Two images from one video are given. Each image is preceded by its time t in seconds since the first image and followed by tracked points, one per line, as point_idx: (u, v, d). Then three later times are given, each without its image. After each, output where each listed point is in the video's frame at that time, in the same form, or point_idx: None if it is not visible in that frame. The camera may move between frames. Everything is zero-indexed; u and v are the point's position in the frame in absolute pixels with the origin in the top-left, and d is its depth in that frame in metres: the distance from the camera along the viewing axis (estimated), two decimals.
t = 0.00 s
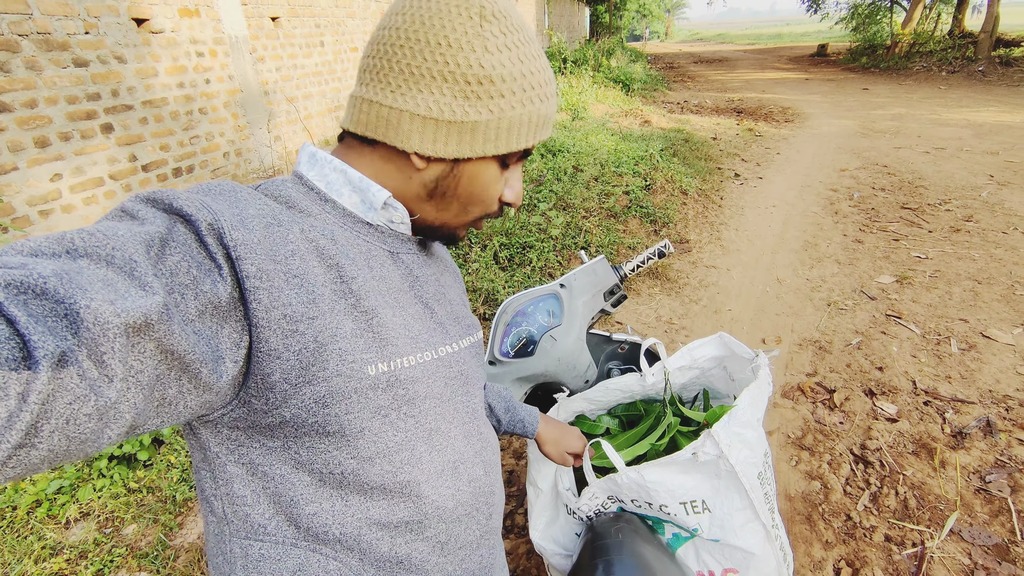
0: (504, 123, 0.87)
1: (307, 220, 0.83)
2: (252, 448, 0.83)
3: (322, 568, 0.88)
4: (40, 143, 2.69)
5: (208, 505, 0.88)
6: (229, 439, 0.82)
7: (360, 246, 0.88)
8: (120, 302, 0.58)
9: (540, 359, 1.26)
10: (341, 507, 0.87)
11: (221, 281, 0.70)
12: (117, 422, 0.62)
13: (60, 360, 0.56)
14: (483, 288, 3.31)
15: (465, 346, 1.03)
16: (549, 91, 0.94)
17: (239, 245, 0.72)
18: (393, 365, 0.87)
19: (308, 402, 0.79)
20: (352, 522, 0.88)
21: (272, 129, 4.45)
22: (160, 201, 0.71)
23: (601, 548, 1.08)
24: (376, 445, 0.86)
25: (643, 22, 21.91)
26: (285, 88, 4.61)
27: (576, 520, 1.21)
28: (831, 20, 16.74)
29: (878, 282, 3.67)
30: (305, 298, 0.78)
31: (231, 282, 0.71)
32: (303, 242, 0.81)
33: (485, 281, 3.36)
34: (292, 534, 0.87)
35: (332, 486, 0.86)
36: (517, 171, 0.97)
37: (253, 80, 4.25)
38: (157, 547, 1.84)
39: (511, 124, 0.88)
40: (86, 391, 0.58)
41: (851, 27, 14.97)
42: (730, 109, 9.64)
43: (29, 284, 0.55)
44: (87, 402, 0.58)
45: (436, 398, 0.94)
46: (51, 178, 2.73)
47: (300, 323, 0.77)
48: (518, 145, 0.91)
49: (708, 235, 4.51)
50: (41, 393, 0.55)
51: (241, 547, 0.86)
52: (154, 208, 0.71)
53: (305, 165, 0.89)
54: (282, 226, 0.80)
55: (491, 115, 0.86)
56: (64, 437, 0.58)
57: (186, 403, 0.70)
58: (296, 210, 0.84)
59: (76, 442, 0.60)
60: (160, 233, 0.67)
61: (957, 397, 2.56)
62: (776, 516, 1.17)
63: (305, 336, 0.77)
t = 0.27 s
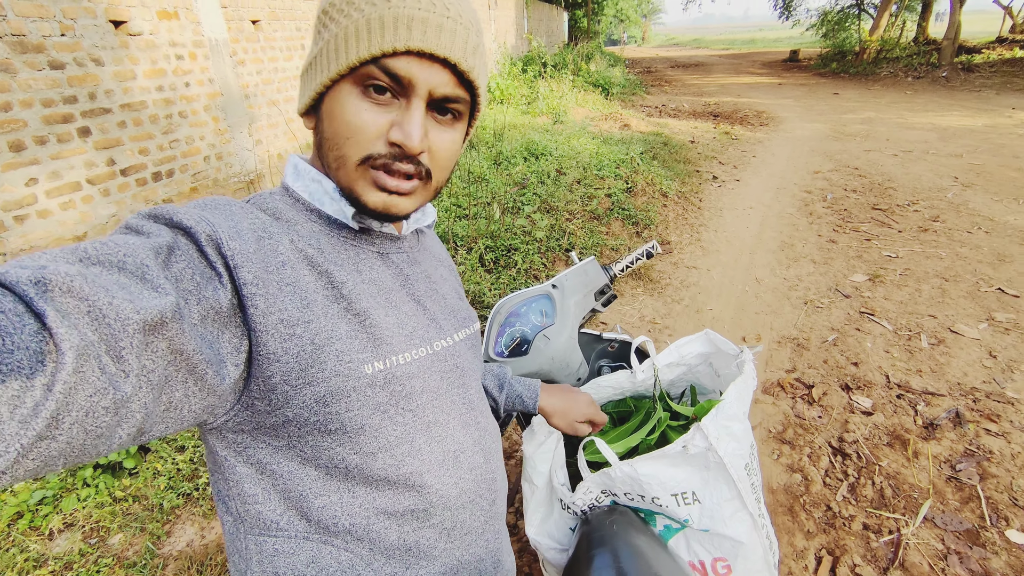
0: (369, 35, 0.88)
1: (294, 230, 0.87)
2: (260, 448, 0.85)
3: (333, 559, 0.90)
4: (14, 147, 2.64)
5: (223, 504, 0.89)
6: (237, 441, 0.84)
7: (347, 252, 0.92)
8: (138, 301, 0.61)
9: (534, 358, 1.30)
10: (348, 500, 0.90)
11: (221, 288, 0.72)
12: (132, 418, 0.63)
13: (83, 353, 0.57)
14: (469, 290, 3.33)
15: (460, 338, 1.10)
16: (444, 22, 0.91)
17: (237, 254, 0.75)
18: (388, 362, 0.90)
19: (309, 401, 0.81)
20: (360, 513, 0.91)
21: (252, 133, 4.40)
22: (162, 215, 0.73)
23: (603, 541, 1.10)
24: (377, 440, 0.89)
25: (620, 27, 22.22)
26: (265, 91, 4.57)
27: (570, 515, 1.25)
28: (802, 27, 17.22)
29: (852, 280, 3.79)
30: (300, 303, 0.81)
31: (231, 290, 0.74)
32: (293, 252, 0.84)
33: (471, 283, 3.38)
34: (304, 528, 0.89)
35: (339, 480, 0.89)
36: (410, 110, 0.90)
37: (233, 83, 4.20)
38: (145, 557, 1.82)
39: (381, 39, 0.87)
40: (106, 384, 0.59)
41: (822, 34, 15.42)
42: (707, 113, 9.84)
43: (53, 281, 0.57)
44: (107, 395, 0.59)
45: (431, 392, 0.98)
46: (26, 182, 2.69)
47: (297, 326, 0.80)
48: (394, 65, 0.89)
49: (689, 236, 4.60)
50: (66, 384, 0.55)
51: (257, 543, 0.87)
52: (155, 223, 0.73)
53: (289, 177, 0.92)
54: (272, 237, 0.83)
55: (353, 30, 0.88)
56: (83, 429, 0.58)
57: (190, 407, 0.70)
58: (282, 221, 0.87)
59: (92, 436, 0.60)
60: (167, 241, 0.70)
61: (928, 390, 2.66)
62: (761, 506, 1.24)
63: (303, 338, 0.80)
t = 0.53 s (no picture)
0: (342, 48, 0.88)
1: (299, 234, 0.89)
2: (274, 441, 0.87)
3: (348, 545, 0.94)
4: None
5: (240, 496, 0.92)
6: (252, 436, 0.86)
7: (350, 254, 0.95)
8: (173, 298, 0.68)
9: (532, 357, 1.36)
10: (360, 488, 0.93)
11: (240, 288, 0.78)
12: (164, 408, 0.69)
13: (127, 345, 0.64)
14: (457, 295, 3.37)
15: (459, 335, 1.12)
16: (414, 26, 0.90)
17: (253, 256, 0.79)
18: (394, 358, 0.94)
19: (322, 395, 0.84)
20: (373, 501, 0.94)
21: (237, 139, 4.37)
22: (182, 221, 0.80)
23: (600, 536, 1.16)
24: (386, 431, 0.93)
25: (601, 38, 22.57)
26: (250, 97, 4.55)
27: (567, 510, 1.31)
28: (776, 40, 17.73)
29: (828, 284, 3.92)
30: (309, 302, 0.84)
31: (249, 289, 0.79)
32: (300, 255, 0.87)
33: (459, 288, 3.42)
34: (319, 516, 0.92)
35: (351, 470, 0.92)
36: (389, 115, 0.91)
37: (218, 89, 4.17)
38: (136, 564, 1.85)
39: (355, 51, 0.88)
40: (147, 373, 0.65)
41: (795, 47, 15.90)
42: (687, 123, 10.06)
43: (97, 280, 0.64)
44: (147, 383, 0.65)
45: (436, 385, 1.01)
46: (7, 187, 2.66)
47: (308, 324, 0.83)
48: (370, 72, 0.89)
49: (672, 243, 4.70)
50: (113, 371, 0.62)
51: (273, 532, 0.90)
52: (176, 229, 0.79)
53: (292, 185, 0.95)
54: (281, 241, 0.86)
55: (327, 44, 0.89)
56: (126, 416, 0.64)
57: (213, 399, 0.75)
58: (287, 225, 0.90)
59: (132, 423, 0.65)
60: (191, 245, 0.76)
61: (902, 389, 2.77)
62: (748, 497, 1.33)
63: (313, 336, 0.83)
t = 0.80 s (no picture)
0: (335, 49, 0.91)
1: (291, 240, 0.91)
2: (266, 448, 0.88)
3: (340, 551, 0.95)
4: None
5: (232, 504, 0.92)
6: (244, 443, 0.87)
7: (342, 259, 0.96)
8: (162, 307, 0.68)
9: (534, 359, 1.36)
10: (352, 494, 0.95)
11: (231, 295, 0.78)
12: (156, 418, 0.67)
13: (116, 355, 0.63)
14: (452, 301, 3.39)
15: (451, 341, 1.13)
16: (405, 25, 0.93)
17: (244, 263, 0.80)
18: (386, 364, 0.94)
19: (314, 402, 0.85)
20: (365, 506, 0.96)
21: (231, 144, 4.37)
22: (172, 227, 0.80)
23: (599, 533, 1.20)
24: (378, 438, 0.93)
25: (593, 50, 22.86)
26: (245, 103, 4.55)
27: (568, 511, 1.33)
28: (764, 55, 18.07)
29: (817, 293, 3.99)
30: (301, 310, 0.85)
31: (240, 296, 0.79)
32: (291, 261, 0.88)
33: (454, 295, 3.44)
34: (311, 523, 0.93)
35: (343, 476, 0.93)
36: (383, 115, 0.94)
37: (212, 94, 4.16)
38: (127, 569, 1.87)
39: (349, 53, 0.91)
40: (136, 384, 0.64)
41: (783, 62, 16.21)
42: (677, 134, 10.20)
43: (84, 290, 0.63)
44: (137, 394, 0.64)
45: (429, 391, 1.02)
46: None
47: (299, 331, 0.83)
48: (364, 72, 0.92)
49: (664, 251, 4.76)
50: (102, 383, 0.61)
51: (266, 540, 0.91)
52: (166, 235, 0.81)
53: (286, 190, 0.96)
54: (273, 247, 0.87)
55: (320, 46, 0.91)
56: (115, 428, 0.63)
57: (205, 408, 0.74)
58: (279, 231, 0.91)
59: (123, 435, 0.64)
60: (181, 252, 0.77)
61: (891, 395, 2.82)
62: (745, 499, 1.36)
63: (305, 343, 0.84)
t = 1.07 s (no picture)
0: (325, 48, 0.87)
1: (276, 243, 0.87)
2: (259, 456, 0.85)
3: (339, 555, 0.94)
4: (12, 155, 2.68)
5: (226, 513, 0.89)
6: (236, 451, 0.83)
7: (330, 261, 0.92)
8: (145, 316, 0.65)
9: (544, 354, 1.41)
10: (349, 496, 0.93)
11: (216, 302, 0.75)
12: (144, 428, 0.65)
13: (99, 366, 0.61)
14: (462, 304, 3.44)
15: (443, 338, 1.10)
16: (395, 24, 0.91)
17: (227, 268, 0.77)
18: (379, 364, 0.92)
19: (307, 407, 0.82)
20: (362, 509, 0.95)
21: (246, 148, 4.47)
22: (152, 235, 0.76)
23: (607, 525, 1.24)
24: (373, 439, 0.92)
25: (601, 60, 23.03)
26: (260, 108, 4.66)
27: (576, 503, 1.37)
28: (772, 66, 18.12)
29: (824, 301, 4.00)
30: (289, 312, 0.82)
31: (225, 302, 0.76)
32: (278, 264, 0.84)
33: (464, 298, 3.49)
34: (309, 528, 0.91)
35: (339, 479, 0.91)
36: (375, 115, 0.91)
37: (229, 100, 4.27)
38: (142, 560, 1.92)
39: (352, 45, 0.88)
40: (122, 394, 0.63)
41: (791, 73, 16.26)
42: (685, 144, 10.25)
43: (63, 303, 0.62)
44: (123, 404, 0.62)
45: (423, 390, 1.00)
46: (22, 190, 2.72)
47: (290, 334, 0.80)
48: (354, 72, 0.89)
49: (671, 258, 4.79)
50: (86, 395, 0.60)
51: (263, 547, 0.89)
52: (147, 243, 0.77)
53: (267, 193, 0.92)
54: (258, 251, 0.84)
55: (308, 45, 0.87)
56: (103, 440, 0.61)
57: (193, 417, 0.71)
58: (263, 235, 0.87)
59: (110, 447, 0.62)
60: (162, 259, 0.73)
61: (897, 402, 2.83)
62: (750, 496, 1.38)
63: (295, 346, 0.80)
